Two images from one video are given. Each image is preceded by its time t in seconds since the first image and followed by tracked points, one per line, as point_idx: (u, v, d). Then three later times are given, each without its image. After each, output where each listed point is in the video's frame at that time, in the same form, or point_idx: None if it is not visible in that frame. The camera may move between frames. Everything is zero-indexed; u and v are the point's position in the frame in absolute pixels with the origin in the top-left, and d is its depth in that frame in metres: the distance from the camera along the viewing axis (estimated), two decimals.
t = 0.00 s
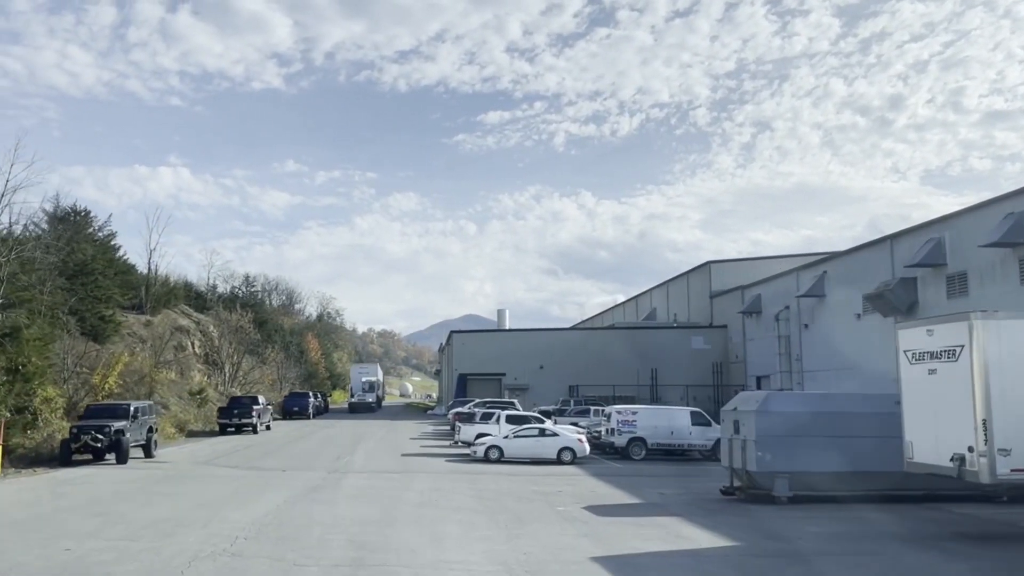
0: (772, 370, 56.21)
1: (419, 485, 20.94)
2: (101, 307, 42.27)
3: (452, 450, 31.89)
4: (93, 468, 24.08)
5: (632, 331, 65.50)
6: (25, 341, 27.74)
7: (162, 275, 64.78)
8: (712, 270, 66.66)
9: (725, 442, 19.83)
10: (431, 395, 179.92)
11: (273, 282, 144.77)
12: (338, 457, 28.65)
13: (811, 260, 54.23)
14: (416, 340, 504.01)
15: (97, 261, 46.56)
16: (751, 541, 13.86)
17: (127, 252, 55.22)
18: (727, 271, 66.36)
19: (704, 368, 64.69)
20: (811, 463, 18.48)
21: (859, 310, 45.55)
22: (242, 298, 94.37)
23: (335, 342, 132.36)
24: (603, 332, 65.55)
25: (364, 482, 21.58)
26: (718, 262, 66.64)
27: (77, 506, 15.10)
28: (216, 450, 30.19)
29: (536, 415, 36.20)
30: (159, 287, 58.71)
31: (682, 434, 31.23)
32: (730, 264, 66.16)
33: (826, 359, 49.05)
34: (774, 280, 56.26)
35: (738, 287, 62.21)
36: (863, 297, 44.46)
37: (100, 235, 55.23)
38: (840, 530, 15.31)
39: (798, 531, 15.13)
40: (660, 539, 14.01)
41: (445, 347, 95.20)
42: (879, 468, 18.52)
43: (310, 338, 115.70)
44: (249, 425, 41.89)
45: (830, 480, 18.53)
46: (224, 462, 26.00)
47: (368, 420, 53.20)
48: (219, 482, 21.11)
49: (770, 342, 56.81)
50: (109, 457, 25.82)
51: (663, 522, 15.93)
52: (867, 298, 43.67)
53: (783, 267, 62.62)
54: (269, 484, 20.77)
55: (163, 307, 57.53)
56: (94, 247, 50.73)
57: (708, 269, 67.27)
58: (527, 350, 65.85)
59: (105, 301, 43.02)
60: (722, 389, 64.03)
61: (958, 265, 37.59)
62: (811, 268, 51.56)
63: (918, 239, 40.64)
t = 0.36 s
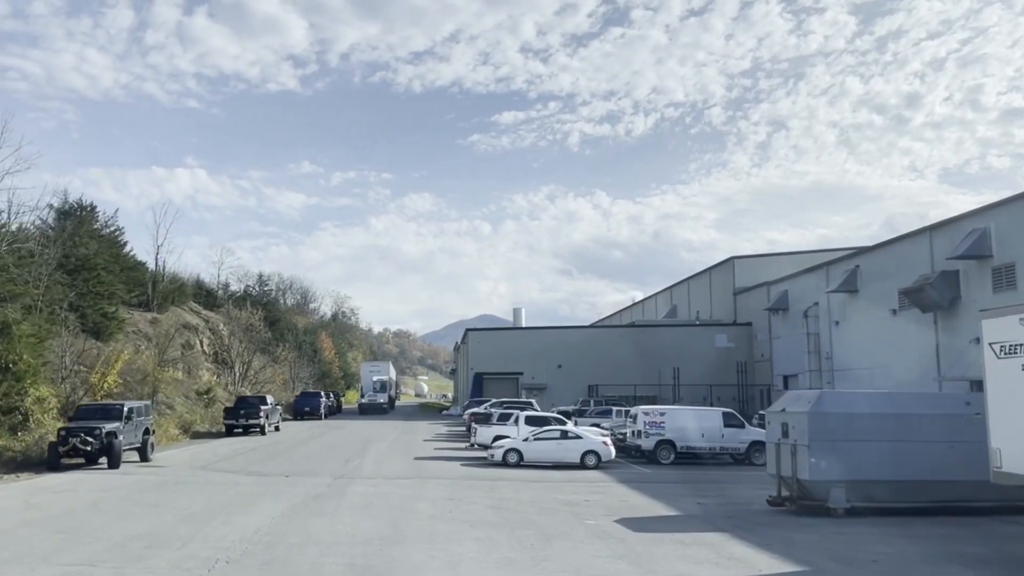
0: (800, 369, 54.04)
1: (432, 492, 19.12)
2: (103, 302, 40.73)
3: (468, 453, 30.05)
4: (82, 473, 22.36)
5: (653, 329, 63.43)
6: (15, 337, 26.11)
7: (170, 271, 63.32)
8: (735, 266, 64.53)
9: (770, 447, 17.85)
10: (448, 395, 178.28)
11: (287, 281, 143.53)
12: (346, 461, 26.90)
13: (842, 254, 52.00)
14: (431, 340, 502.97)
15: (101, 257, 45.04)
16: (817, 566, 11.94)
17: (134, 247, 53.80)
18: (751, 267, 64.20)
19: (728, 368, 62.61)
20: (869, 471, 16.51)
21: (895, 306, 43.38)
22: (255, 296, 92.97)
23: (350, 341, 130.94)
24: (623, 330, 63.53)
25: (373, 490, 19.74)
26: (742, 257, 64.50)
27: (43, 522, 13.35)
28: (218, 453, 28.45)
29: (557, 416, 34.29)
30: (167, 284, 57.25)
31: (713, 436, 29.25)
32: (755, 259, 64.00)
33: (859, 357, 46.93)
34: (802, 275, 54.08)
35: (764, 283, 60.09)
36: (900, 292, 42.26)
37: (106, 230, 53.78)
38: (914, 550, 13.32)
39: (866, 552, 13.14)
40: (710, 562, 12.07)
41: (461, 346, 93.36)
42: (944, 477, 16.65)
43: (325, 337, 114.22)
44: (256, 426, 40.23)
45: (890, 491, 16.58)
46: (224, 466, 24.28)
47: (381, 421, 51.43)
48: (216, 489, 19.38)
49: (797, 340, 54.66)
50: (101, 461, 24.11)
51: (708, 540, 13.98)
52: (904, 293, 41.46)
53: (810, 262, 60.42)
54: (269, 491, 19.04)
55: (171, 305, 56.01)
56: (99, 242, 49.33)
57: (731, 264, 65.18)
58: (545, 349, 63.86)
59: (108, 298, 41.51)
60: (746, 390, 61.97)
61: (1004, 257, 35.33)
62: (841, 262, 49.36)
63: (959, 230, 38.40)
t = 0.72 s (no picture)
0: (825, 368, 52.04)
1: (443, 502, 17.35)
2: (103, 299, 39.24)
3: (481, 457, 28.25)
4: (66, 479, 20.74)
5: (672, 327, 61.56)
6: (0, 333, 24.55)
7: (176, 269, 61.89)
8: (757, 262, 62.64)
9: (820, 453, 15.96)
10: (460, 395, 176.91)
11: (299, 280, 142.38)
12: (352, 466, 25.17)
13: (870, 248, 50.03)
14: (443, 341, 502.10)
15: (101, 252, 43.56)
16: None
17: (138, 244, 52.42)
18: (773, 263, 62.31)
19: (750, 367, 60.77)
20: (935, 481, 14.61)
21: (930, 301, 41.36)
22: (265, 294, 91.55)
23: (361, 340, 129.51)
24: (641, 328, 61.65)
25: (379, 499, 18.00)
26: (763, 253, 62.63)
27: None
28: (215, 457, 26.79)
29: (575, 417, 32.53)
30: (173, 282, 55.84)
31: (743, 438, 27.45)
32: (777, 255, 62.12)
33: (890, 355, 44.91)
34: (828, 270, 52.10)
35: (788, 278, 58.30)
36: (936, 286, 40.27)
37: (109, 226, 52.41)
38: None
39: None
40: None
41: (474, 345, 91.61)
42: (1018, 487, 14.75)
43: (335, 337, 112.80)
44: (261, 427, 38.58)
45: (959, 503, 14.67)
46: (221, 472, 22.61)
47: (391, 421, 49.79)
48: (208, 497, 17.72)
49: (823, 337, 52.69)
50: (89, 466, 22.51)
51: (760, 560, 12.18)
52: (940, 286, 39.45)
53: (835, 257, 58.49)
54: (266, 500, 17.35)
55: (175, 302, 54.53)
56: (102, 238, 47.94)
57: (752, 260, 63.37)
58: (561, 347, 61.96)
59: (108, 294, 40.01)
60: (769, 389, 60.20)
61: None
62: (870, 255, 47.35)
63: (1001, 219, 36.37)
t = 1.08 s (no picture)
0: (850, 368, 50.09)
1: (453, 515, 15.62)
2: (101, 296, 37.75)
3: (494, 462, 26.45)
4: (45, 487, 19.11)
5: (689, 325, 59.71)
6: None
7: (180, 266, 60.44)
8: (777, 258, 60.77)
9: (877, 461, 14.13)
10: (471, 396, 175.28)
11: (309, 280, 141.13)
12: (355, 472, 23.47)
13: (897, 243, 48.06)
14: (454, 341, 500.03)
15: (99, 248, 42.08)
16: None
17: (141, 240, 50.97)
18: (794, 260, 60.45)
19: (771, 366, 58.94)
20: (1015, 493, 12.76)
21: (964, 296, 39.41)
22: (273, 294, 90.10)
23: (372, 340, 128.00)
24: (657, 326, 59.79)
25: (383, 510, 16.27)
26: (783, 249, 60.76)
27: None
28: (210, 463, 25.10)
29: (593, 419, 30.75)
30: (176, 280, 54.39)
31: (775, 442, 25.60)
32: (799, 251, 60.30)
33: (919, 352, 42.92)
34: (853, 265, 50.16)
35: (811, 275, 56.45)
36: (971, 280, 38.33)
37: (110, 222, 51.01)
38: None
39: None
40: None
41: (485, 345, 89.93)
42: None
43: (345, 337, 111.32)
44: (264, 429, 36.93)
45: None
46: (214, 477, 20.96)
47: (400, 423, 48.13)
48: (195, 507, 16.07)
49: (847, 335, 50.74)
50: (72, 472, 20.89)
51: None
52: (977, 280, 37.51)
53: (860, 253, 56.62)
54: (258, 511, 15.65)
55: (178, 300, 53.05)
56: (103, 235, 46.50)
57: (772, 256, 61.53)
58: (575, 346, 60.08)
59: (106, 292, 38.51)
60: (791, 389, 58.41)
61: None
62: (898, 249, 45.41)
63: None
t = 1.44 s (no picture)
0: (875, 367, 48.22)
1: (462, 529, 13.99)
2: (95, 292, 36.25)
3: (507, 467, 24.74)
4: (18, 496, 17.55)
5: (706, 323, 57.90)
6: None
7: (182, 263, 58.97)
8: (796, 254, 58.91)
9: (946, 470, 12.38)
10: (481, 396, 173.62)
11: (317, 279, 139.76)
12: (358, 477, 21.86)
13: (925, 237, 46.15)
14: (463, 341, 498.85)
15: (96, 243, 40.57)
16: None
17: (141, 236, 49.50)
18: (814, 256, 58.63)
19: (791, 366, 57.12)
20: None
21: (999, 292, 37.54)
22: (279, 292, 88.56)
23: (380, 340, 126.43)
24: (674, 324, 57.97)
25: (384, 523, 14.62)
26: (803, 245, 58.90)
27: None
28: (203, 468, 23.47)
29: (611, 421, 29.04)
30: (177, 277, 52.93)
31: (808, 446, 23.82)
32: (819, 247, 58.51)
33: (950, 351, 41.04)
34: (877, 260, 48.29)
35: (833, 271, 54.59)
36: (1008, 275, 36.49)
37: (110, 217, 49.53)
38: None
39: None
40: None
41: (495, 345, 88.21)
42: None
43: (353, 337, 109.77)
44: (264, 431, 35.35)
45: None
46: (205, 484, 19.38)
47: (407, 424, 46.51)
48: (175, 518, 14.48)
49: (872, 333, 48.88)
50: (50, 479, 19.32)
51: None
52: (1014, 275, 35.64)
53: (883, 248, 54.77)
54: (245, 525, 14.06)
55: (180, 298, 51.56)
56: (100, 230, 45.02)
57: (791, 252, 59.71)
58: (588, 345, 58.31)
59: (101, 288, 37.01)
60: (811, 390, 56.59)
61: None
62: (926, 243, 43.53)
63: None
